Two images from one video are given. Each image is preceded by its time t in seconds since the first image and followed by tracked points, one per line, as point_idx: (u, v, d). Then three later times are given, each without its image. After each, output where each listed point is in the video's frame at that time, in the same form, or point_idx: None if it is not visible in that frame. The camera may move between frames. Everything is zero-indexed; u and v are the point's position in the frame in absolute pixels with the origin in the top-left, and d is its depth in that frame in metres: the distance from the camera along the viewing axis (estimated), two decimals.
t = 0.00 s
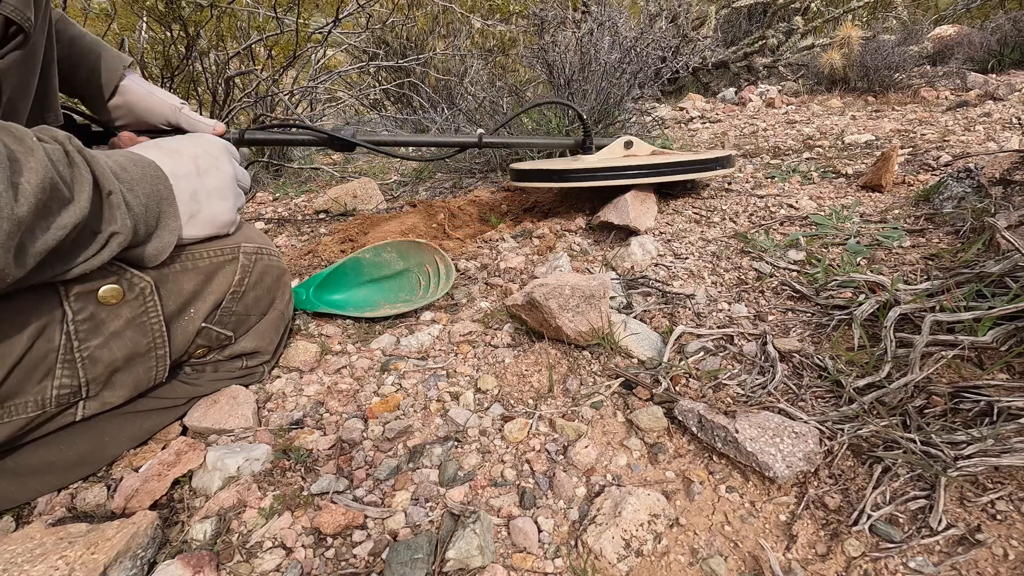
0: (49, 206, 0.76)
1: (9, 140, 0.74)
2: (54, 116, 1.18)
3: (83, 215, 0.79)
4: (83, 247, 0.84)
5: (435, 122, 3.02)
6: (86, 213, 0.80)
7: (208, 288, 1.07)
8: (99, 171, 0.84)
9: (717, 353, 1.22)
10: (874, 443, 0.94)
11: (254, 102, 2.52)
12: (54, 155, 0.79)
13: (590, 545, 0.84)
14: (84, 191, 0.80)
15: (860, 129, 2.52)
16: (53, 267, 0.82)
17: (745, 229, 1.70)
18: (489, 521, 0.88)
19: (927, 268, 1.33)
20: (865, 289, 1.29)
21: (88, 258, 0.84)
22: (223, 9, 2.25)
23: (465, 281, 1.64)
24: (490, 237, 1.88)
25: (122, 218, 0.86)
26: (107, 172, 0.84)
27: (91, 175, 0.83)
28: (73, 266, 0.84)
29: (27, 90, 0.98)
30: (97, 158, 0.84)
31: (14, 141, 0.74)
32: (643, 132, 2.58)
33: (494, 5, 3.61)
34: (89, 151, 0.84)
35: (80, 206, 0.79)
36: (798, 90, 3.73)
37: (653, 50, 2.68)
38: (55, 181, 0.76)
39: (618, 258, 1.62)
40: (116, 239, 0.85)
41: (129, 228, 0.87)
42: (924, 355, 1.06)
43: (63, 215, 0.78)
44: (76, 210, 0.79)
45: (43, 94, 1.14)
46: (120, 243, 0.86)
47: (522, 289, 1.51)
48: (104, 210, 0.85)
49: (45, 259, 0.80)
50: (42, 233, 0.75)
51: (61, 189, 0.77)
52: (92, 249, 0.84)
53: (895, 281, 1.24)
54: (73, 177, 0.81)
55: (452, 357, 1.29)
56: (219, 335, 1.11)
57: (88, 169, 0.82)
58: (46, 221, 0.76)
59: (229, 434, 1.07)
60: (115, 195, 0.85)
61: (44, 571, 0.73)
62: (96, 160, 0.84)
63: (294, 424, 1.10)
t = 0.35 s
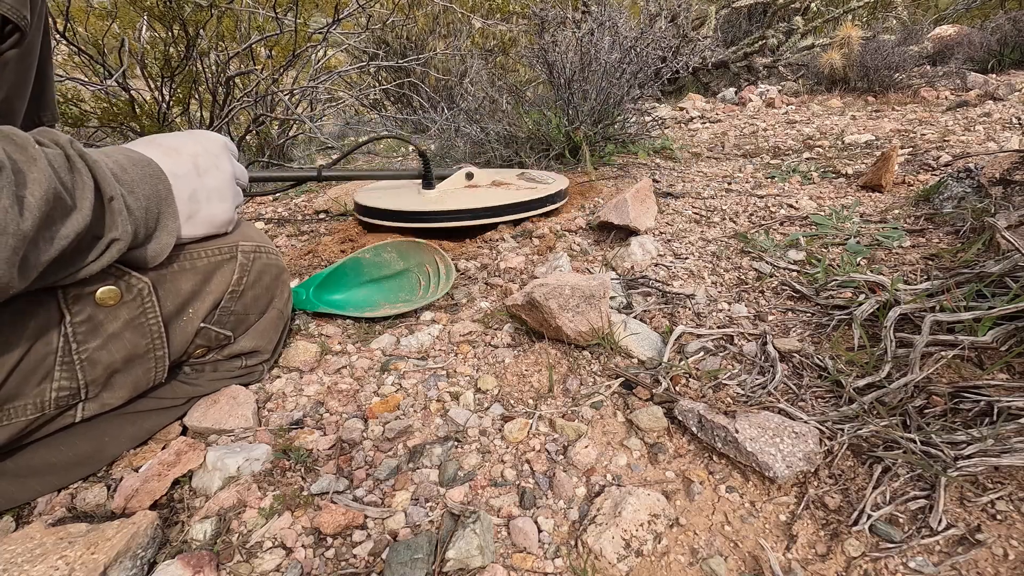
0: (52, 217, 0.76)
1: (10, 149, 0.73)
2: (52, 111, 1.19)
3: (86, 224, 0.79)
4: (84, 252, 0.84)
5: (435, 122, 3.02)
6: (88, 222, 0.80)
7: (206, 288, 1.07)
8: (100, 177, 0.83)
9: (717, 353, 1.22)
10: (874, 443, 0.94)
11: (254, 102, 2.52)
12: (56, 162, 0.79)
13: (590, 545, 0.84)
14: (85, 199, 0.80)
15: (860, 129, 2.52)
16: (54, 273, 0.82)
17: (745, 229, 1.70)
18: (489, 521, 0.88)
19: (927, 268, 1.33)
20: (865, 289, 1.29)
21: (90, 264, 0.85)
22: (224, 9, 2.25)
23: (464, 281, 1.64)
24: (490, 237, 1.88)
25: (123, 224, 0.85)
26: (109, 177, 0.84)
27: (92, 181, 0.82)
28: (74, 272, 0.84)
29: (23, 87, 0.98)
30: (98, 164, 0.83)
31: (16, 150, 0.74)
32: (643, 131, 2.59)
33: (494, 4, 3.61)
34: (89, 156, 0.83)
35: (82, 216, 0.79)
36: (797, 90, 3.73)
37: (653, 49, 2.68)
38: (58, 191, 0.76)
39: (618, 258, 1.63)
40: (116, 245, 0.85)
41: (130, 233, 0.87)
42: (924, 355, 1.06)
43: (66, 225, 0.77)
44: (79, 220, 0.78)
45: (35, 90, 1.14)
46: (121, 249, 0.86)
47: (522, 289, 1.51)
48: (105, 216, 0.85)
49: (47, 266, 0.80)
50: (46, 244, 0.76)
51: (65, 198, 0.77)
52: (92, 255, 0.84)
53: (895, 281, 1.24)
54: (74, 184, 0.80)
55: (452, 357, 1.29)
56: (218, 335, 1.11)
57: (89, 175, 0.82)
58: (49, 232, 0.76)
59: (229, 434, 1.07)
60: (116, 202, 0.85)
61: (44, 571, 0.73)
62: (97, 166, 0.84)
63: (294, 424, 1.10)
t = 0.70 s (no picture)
0: (48, 218, 0.76)
1: (4, 150, 0.73)
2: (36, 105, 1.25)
3: (82, 225, 0.79)
4: (81, 251, 0.84)
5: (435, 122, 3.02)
6: (85, 222, 0.80)
7: (204, 286, 1.07)
8: (96, 175, 0.83)
9: (717, 353, 1.22)
10: (874, 443, 0.94)
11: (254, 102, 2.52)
12: (50, 162, 0.78)
13: (590, 545, 0.84)
14: (81, 199, 0.79)
15: (860, 129, 2.52)
16: (52, 272, 0.82)
17: (745, 229, 1.70)
18: (489, 521, 0.88)
19: (927, 268, 1.33)
20: (865, 289, 1.29)
21: (87, 263, 0.85)
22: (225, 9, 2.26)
23: (464, 281, 1.64)
24: (490, 237, 1.88)
25: (120, 223, 0.85)
26: (105, 176, 0.84)
27: (88, 180, 0.82)
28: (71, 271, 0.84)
29: (9, 75, 1.02)
30: (94, 163, 0.83)
31: (10, 151, 0.73)
32: (643, 131, 2.58)
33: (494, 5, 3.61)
34: (84, 154, 0.82)
35: (79, 216, 0.79)
36: (798, 90, 3.73)
37: (653, 49, 2.68)
38: (53, 192, 0.75)
39: (618, 258, 1.62)
40: (113, 244, 0.85)
41: (127, 232, 0.87)
42: (924, 355, 1.06)
43: (62, 226, 0.77)
44: (76, 220, 0.78)
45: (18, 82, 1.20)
46: (118, 248, 0.86)
47: (522, 289, 1.51)
48: (101, 215, 0.84)
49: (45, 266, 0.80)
50: (43, 245, 0.75)
51: (61, 199, 0.77)
52: (90, 254, 0.84)
53: (895, 281, 1.24)
54: (70, 183, 0.80)
55: (452, 357, 1.29)
56: (216, 334, 1.11)
57: (85, 174, 0.81)
58: (46, 233, 0.76)
59: (228, 434, 1.07)
60: (112, 201, 0.84)
61: (44, 571, 0.73)
62: (93, 165, 0.83)
63: (294, 424, 1.10)
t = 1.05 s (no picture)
0: (48, 216, 0.76)
1: (3, 149, 0.73)
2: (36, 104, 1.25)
3: (82, 223, 0.79)
4: (81, 249, 0.84)
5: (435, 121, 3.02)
6: (85, 220, 0.80)
7: (204, 286, 1.07)
8: (95, 174, 0.83)
9: (717, 353, 1.22)
10: (874, 443, 0.94)
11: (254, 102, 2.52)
12: (49, 160, 0.78)
13: (590, 545, 0.84)
14: (81, 198, 0.79)
15: (860, 129, 2.52)
16: (52, 271, 0.82)
17: (745, 229, 1.70)
18: (489, 521, 0.88)
19: (927, 268, 1.33)
20: (865, 289, 1.29)
21: (87, 262, 0.85)
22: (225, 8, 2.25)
23: (464, 281, 1.64)
24: (490, 237, 1.88)
25: (119, 222, 0.85)
26: (104, 175, 0.84)
27: (88, 178, 0.82)
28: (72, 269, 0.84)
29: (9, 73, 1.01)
30: (93, 162, 0.83)
31: (9, 150, 0.73)
32: (643, 131, 2.58)
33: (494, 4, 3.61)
34: (83, 153, 0.82)
35: (79, 215, 0.79)
36: (798, 90, 3.73)
37: (653, 49, 2.68)
38: (53, 190, 0.75)
39: (618, 258, 1.63)
40: (113, 243, 0.85)
41: (127, 230, 0.87)
42: (923, 355, 1.06)
43: (63, 224, 0.77)
44: (76, 218, 0.78)
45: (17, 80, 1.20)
46: (118, 247, 0.86)
47: (522, 289, 1.51)
48: (101, 213, 0.84)
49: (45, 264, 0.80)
50: (44, 244, 0.75)
51: (61, 198, 0.77)
52: (90, 252, 0.84)
53: (895, 281, 1.24)
54: (69, 182, 0.80)
55: (452, 357, 1.29)
56: (216, 333, 1.11)
57: (84, 173, 0.81)
58: (47, 232, 0.76)
59: (229, 434, 1.07)
60: (112, 199, 0.84)
61: (44, 571, 0.73)
62: (93, 163, 0.83)
63: (294, 424, 1.10)
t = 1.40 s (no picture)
0: (45, 214, 0.75)
1: None
2: (25, 105, 1.21)
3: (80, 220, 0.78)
4: (79, 246, 0.84)
5: (435, 121, 3.02)
6: (83, 217, 0.80)
7: (202, 284, 1.07)
8: (92, 171, 0.83)
9: (717, 353, 1.22)
10: (874, 443, 0.94)
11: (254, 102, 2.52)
12: (46, 157, 0.78)
13: (590, 545, 0.84)
14: (78, 195, 0.79)
15: (860, 129, 2.52)
16: (50, 268, 0.82)
17: (745, 229, 1.70)
18: (489, 521, 0.88)
19: (927, 268, 1.33)
20: (865, 289, 1.29)
21: (85, 259, 0.84)
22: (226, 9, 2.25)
23: (464, 281, 1.64)
24: (490, 237, 1.88)
25: (117, 219, 0.85)
26: (101, 172, 0.83)
27: (85, 175, 0.82)
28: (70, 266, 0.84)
29: None
30: (90, 159, 0.82)
31: (5, 147, 0.73)
32: (643, 131, 2.58)
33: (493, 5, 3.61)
34: (80, 150, 0.82)
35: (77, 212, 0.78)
36: (798, 90, 3.73)
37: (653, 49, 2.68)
38: (50, 188, 0.75)
39: (618, 258, 1.63)
40: (110, 240, 0.85)
41: (124, 227, 0.87)
42: (923, 355, 1.06)
43: (60, 222, 0.77)
44: (74, 216, 0.78)
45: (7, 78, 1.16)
46: (116, 243, 0.85)
47: (522, 289, 1.51)
48: (99, 211, 0.84)
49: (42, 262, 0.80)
50: (42, 241, 0.75)
51: (58, 195, 0.77)
52: (87, 249, 0.84)
53: (895, 281, 1.24)
54: (67, 179, 0.79)
55: (452, 357, 1.29)
56: (214, 331, 1.11)
57: (81, 170, 0.81)
58: (45, 229, 0.75)
59: (229, 434, 1.07)
60: (109, 196, 0.84)
61: (44, 571, 0.73)
62: (89, 161, 0.83)
63: (294, 424, 1.10)
